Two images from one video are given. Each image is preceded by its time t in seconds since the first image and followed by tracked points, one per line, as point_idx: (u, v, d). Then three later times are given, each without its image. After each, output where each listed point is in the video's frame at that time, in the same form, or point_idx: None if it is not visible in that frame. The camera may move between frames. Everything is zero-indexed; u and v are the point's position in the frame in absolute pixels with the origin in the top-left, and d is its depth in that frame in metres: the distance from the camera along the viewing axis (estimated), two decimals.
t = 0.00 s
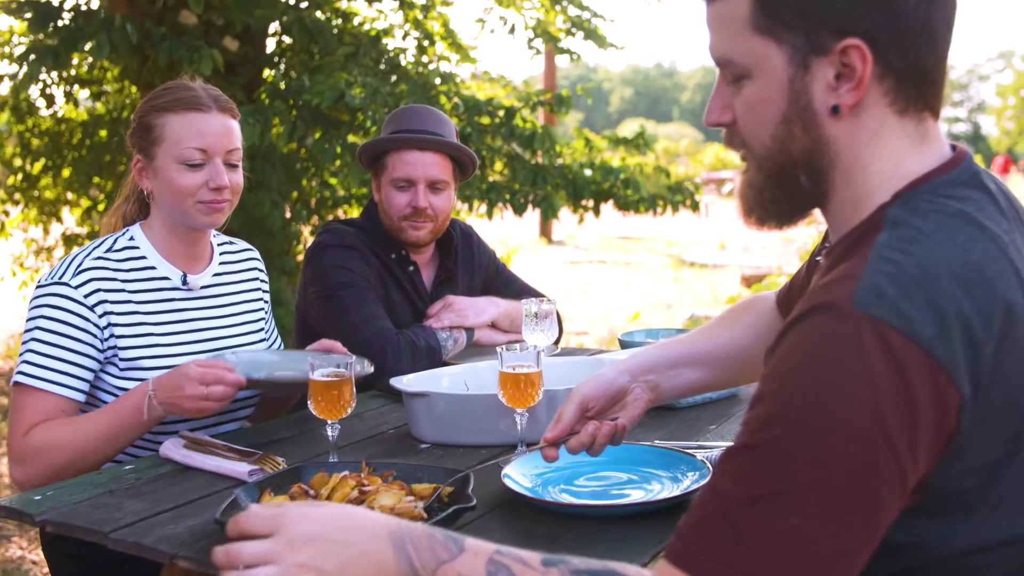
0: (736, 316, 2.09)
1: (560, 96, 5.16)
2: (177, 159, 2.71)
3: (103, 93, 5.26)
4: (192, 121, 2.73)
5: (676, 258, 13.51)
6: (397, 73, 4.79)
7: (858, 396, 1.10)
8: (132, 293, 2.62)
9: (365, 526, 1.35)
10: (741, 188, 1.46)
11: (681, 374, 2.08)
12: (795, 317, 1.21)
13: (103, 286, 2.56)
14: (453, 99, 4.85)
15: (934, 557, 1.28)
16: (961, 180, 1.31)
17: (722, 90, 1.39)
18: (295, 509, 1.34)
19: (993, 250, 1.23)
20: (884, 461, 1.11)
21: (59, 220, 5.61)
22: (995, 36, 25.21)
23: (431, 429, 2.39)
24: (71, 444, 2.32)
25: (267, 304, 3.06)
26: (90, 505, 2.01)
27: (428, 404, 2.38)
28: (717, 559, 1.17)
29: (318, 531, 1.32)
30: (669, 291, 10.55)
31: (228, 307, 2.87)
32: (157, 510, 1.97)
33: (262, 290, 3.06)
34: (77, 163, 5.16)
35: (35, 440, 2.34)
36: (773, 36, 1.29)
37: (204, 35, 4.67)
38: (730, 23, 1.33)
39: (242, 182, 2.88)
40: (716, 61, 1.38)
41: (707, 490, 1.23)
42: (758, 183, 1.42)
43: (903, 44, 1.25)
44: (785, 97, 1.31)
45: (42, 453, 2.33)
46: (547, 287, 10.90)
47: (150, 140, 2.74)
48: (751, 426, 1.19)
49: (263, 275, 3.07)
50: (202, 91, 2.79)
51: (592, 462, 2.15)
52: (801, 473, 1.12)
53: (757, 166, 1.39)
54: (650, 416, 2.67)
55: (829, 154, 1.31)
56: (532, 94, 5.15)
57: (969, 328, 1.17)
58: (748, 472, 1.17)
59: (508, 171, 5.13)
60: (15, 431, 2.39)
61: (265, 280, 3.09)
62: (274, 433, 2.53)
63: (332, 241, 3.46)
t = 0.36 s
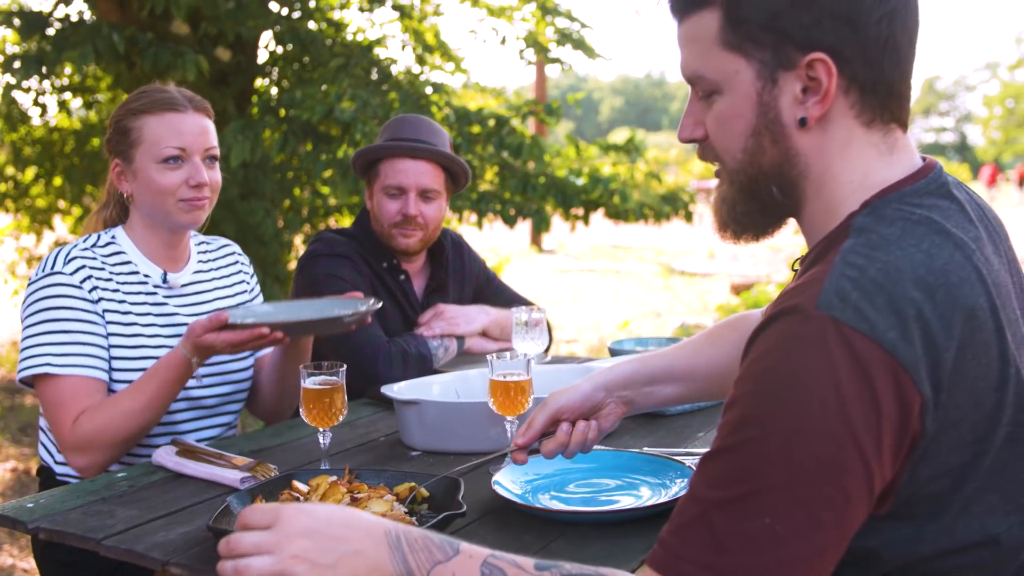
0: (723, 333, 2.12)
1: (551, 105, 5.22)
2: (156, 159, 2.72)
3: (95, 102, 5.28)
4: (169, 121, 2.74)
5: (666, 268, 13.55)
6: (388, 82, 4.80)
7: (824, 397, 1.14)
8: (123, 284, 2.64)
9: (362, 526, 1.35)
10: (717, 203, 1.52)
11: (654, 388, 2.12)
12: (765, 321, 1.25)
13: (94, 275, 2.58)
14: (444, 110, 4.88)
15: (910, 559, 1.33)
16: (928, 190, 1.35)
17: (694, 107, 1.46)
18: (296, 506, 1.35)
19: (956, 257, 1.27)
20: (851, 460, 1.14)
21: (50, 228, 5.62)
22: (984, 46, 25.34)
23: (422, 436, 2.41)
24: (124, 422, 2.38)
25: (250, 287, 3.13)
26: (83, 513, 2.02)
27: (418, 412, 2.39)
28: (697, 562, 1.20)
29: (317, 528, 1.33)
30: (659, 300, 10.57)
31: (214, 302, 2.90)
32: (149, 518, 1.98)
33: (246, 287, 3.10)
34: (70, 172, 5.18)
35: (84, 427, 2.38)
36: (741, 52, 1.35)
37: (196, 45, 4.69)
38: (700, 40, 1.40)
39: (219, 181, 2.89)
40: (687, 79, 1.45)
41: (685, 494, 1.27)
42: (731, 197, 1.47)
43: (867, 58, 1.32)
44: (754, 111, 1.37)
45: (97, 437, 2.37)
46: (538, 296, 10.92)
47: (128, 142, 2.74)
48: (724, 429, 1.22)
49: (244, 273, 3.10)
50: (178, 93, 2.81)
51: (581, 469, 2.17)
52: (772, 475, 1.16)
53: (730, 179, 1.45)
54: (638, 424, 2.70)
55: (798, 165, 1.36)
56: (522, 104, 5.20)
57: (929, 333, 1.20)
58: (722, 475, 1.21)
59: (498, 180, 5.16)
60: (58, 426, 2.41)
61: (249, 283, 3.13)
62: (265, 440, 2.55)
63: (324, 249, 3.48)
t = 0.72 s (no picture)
0: (720, 346, 2.19)
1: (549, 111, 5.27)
2: (139, 163, 2.73)
3: (97, 108, 5.32)
4: (150, 126, 2.74)
5: (664, 273, 13.58)
6: (388, 89, 4.83)
7: (827, 399, 1.16)
8: (129, 280, 2.68)
9: (350, 561, 1.44)
10: (717, 213, 1.54)
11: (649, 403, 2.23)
12: (767, 323, 1.27)
13: (100, 270, 2.62)
14: (443, 118, 4.91)
15: (911, 561, 1.35)
16: (926, 197, 1.37)
17: (693, 120, 1.48)
18: (283, 550, 1.42)
19: (955, 261, 1.30)
20: (853, 460, 1.16)
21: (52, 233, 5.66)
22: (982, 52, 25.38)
23: (423, 440, 2.43)
24: (176, 394, 2.42)
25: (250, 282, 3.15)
26: (86, 516, 2.04)
27: (419, 417, 2.41)
28: (699, 562, 1.23)
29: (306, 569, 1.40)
30: (657, 306, 10.61)
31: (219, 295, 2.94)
32: (152, 521, 2.00)
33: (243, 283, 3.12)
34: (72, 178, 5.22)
35: (135, 406, 2.41)
36: (738, 64, 1.38)
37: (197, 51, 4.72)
38: (698, 54, 1.42)
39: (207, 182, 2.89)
40: (685, 92, 1.48)
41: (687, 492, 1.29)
42: (730, 207, 1.49)
43: (861, 67, 1.35)
44: (752, 121, 1.39)
45: (151, 413, 2.41)
46: (537, 302, 10.97)
47: (114, 148, 2.76)
48: (726, 430, 1.25)
49: (242, 271, 3.13)
50: (160, 96, 2.80)
51: (580, 473, 2.19)
52: (775, 475, 1.18)
53: (728, 190, 1.48)
54: (638, 428, 2.71)
55: (797, 173, 1.39)
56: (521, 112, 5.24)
57: (928, 336, 1.23)
58: (724, 475, 1.23)
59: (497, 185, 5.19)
60: (106, 413, 2.44)
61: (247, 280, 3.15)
62: (267, 445, 2.57)
63: (325, 255, 3.49)
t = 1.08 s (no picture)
0: (723, 355, 2.19)
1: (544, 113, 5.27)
2: (139, 167, 2.72)
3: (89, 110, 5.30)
4: (149, 129, 2.73)
5: (658, 275, 13.59)
6: (383, 91, 4.80)
7: (821, 401, 1.16)
8: (129, 284, 2.68)
9: (345, 566, 1.51)
10: (709, 216, 1.54)
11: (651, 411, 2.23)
12: (761, 326, 1.27)
13: (100, 275, 2.61)
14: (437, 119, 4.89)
15: (903, 563, 1.35)
16: (916, 199, 1.37)
17: (684, 122, 1.48)
18: (277, 558, 1.50)
19: (947, 263, 1.30)
20: (848, 462, 1.16)
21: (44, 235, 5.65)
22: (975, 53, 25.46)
23: (416, 443, 2.42)
24: (179, 401, 2.41)
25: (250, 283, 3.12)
26: (78, 519, 2.03)
27: (412, 419, 2.41)
28: (695, 566, 1.24)
29: None
30: (651, 308, 10.62)
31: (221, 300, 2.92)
32: (144, 524, 1.99)
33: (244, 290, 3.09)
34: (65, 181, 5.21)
35: (139, 414, 2.41)
36: (729, 67, 1.38)
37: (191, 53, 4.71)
38: (688, 55, 1.42)
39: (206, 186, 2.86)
40: (676, 95, 1.47)
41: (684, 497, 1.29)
42: (722, 209, 1.49)
43: (852, 69, 1.35)
44: (743, 123, 1.39)
45: (155, 420, 2.40)
46: (531, 303, 10.96)
47: (112, 151, 2.75)
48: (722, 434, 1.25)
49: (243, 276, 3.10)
50: (159, 99, 2.79)
51: (574, 475, 2.18)
52: (770, 478, 1.18)
53: (720, 192, 1.47)
54: (632, 430, 2.71)
55: (788, 175, 1.39)
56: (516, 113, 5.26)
57: (920, 336, 1.23)
58: (720, 480, 1.23)
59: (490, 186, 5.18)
60: (111, 422, 2.44)
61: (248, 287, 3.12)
62: (259, 447, 2.56)
63: (318, 258, 3.48)
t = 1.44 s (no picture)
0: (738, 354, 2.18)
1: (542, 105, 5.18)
2: (141, 167, 2.69)
3: (88, 106, 5.28)
4: (152, 129, 2.70)
5: (657, 272, 13.60)
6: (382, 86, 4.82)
7: (824, 394, 1.16)
8: (131, 281, 2.67)
9: (385, 551, 1.42)
10: (710, 211, 1.53)
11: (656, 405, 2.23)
12: (760, 324, 1.26)
13: (102, 272, 2.61)
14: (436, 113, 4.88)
15: (905, 556, 1.34)
16: (914, 194, 1.36)
17: (685, 117, 1.48)
18: (315, 548, 1.41)
19: (945, 257, 1.29)
20: (853, 455, 1.15)
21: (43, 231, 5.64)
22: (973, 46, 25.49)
23: (415, 440, 2.42)
24: (176, 404, 2.39)
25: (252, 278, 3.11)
26: (77, 516, 2.02)
27: (412, 416, 2.40)
28: (705, 567, 1.22)
29: (340, 564, 1.38)
30: (651, 304, 10.61)
31: (222, 298, 2.91)
32: (143, 521, 1.99)
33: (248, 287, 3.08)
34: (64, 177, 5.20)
35: (135, 415, 2.39)
36: (729, 62, 1.38)
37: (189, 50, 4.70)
38: (689, 50, 1.42)
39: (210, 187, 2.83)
40: (677, 89, 1.47)
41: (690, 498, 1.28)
42: (722, 203, 1.49)
43: (852, 64, 1.34)
44: (743, 118, 1.39)
45: (150, 422, 2.39)
46: (530, 300, 10.96)
47: (117, 149, 2.74)
48: (729, 433, 1.24)
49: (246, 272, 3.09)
50: (166, 98, 2.76)
51: (575, 472, 2.18)
52: (776, 474, 1.17)
53: (721, 186, 1.47)
54: (631, 427, 2.71)
55: (788, 170, 1.38)
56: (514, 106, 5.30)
57: (920, 329, 1.23)
58: (728, 478, 1.22)
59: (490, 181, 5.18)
60: (109, 421, 2.42)
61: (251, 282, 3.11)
62: (258, 444, 2.56)
63: (317, 254, 3.47)
